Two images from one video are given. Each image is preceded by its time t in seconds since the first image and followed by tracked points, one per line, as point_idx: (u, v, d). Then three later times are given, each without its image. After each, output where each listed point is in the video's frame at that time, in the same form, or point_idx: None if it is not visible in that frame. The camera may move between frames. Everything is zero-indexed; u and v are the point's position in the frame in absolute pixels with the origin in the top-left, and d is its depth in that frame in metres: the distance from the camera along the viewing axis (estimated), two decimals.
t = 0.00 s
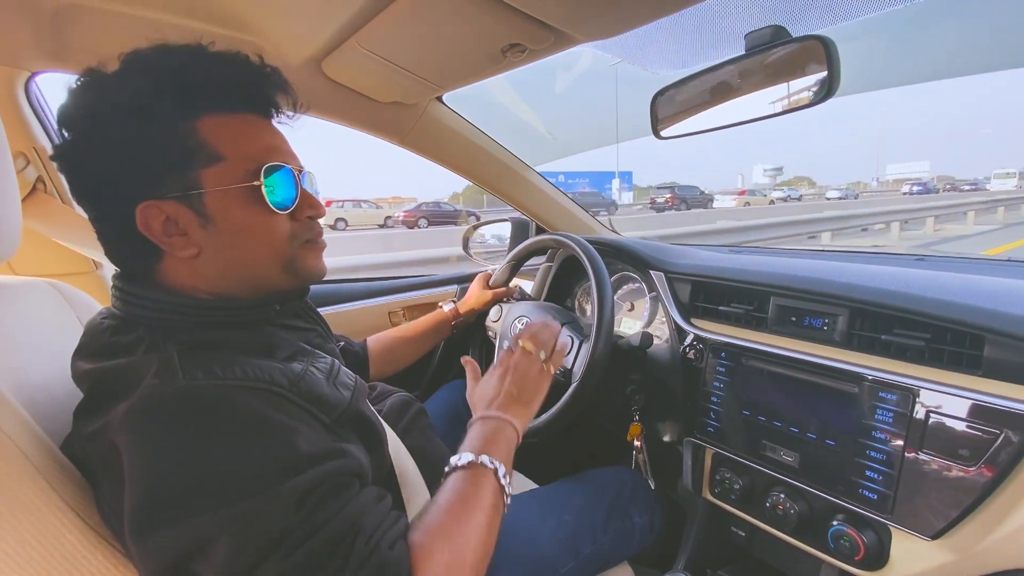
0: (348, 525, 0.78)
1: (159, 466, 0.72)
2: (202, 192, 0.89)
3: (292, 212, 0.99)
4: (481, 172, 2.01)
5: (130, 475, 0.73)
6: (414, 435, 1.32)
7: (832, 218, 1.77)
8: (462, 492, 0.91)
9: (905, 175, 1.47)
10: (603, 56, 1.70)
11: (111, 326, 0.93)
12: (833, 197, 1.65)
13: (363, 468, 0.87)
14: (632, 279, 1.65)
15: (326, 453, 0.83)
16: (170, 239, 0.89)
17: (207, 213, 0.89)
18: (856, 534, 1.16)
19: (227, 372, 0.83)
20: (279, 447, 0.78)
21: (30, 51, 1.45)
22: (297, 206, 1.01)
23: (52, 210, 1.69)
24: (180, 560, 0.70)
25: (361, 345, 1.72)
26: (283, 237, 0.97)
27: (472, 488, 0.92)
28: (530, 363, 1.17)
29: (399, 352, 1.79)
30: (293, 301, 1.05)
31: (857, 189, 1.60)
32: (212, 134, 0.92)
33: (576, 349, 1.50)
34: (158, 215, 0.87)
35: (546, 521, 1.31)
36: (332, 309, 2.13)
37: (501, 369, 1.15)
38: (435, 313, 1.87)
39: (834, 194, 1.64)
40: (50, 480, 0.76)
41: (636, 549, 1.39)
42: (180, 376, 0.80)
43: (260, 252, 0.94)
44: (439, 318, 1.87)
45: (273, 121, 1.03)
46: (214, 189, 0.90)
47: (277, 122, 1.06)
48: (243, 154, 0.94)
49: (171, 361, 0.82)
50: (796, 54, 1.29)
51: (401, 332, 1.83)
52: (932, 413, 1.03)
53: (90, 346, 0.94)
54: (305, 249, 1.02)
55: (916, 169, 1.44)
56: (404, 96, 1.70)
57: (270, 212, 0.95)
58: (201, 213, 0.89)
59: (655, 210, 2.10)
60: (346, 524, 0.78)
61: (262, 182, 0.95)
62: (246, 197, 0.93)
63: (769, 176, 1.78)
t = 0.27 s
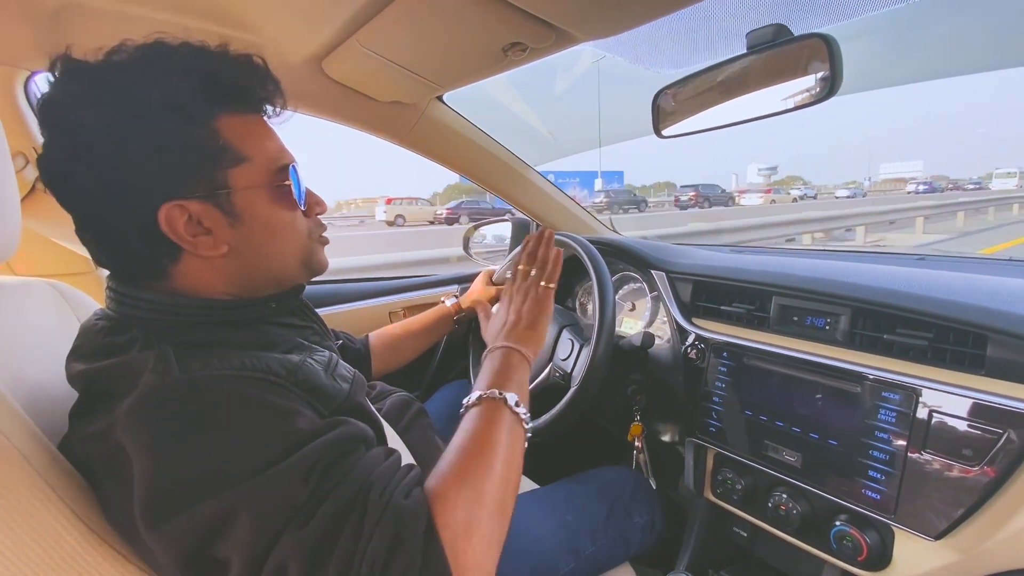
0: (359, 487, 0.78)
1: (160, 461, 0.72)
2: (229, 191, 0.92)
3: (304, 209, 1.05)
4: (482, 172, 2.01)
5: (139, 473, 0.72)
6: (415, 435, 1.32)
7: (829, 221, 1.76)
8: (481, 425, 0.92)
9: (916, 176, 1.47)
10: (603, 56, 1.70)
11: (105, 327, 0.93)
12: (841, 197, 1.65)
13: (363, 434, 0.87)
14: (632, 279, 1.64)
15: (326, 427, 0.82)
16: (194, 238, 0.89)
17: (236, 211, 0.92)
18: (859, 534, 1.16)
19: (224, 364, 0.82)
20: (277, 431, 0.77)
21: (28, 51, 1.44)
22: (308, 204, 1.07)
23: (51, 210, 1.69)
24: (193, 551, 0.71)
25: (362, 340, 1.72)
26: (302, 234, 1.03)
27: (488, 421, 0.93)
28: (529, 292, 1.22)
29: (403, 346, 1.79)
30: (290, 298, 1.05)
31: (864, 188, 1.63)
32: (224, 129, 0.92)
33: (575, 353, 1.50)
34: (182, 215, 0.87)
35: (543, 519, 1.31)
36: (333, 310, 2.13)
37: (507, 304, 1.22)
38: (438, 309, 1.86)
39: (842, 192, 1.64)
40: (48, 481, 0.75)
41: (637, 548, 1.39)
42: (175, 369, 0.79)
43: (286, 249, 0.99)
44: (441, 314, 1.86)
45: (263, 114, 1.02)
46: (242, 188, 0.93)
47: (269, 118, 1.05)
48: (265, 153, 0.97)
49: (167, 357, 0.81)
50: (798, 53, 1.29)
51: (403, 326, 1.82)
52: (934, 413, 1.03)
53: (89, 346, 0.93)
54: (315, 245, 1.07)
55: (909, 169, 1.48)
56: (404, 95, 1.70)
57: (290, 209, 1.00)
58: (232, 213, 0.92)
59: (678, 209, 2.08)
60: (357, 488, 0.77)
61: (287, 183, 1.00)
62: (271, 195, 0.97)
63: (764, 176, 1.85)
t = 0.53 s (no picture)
0: (366, 497, 0.78)
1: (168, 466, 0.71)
2: (230, 190, 0.91)
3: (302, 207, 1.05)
4: (485, 173, 2.01)
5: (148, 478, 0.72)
6: (416, 434, 1.32)
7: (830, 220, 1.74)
8: (481, 440, 0.93)
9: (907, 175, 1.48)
10: (605, 55, 1.69)
11: (112, 326, 0.92)
12: (848, 195, 1.64)
13: (369, 441, 0.87)
14: (634, 279, 1.64)
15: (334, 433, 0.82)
16: (195, 237, 0.90)
17: (238, 210, 0.92)
18: (861, 535, 1.16)
19: (232, 367, 0.82)
20: (289, 436, 0.77)
21: (29, 50, 1.44)
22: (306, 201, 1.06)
23: (52, 209, 1.68)
24: (206, 553, 0.70)
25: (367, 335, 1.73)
26: (301, 232, 1.03)
27: (490, 435, 0.94)
28: (534, 303, 1.25)
29: (407, 343, 1.80)
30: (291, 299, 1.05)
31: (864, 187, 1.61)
32: (224, 127, 0.92)
33: (575, 356, 1.51)
34: (184, 214, 0.88)
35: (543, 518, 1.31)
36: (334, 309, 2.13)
37: (513, 314, 1.24)
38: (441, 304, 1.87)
39: (847, 190, 1.63)
40: (51, 480, 0.75)
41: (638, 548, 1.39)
42: (183, 372, 0.79)
43: (286, 246, 0.99)
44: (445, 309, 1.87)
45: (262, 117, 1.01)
46: (242, 187, 0.93)
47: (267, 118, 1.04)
48: (264, 152, 0.97)
49: (174, 360, 0.81)
50: (801, 53, 1.28)
51: (406, 323, 1.82)
52: (937, 414, 1.03)
53: (91, 346, 0.93)
54: (314, 243, 1.08)
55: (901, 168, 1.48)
56: (406, 94, 1.70)
57: (288, 207, 1.00)
58: (231, 210, 0.92)
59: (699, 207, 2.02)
60: (364, 498, 0.78)
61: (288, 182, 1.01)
62: (271, 194, 0.97)
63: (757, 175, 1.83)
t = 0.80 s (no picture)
0: (361, 502, 0.78)
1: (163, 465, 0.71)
2: (157, 191, 0.88)
3: (249, 207, 0.95)
4: (484, 171, 2.01)
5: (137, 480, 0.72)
6: (415, 432, 1.32)
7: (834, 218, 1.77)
8: (487, 451, 0.93)
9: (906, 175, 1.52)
10: (605, 52, 1.69)
11: (114, 322, 0.92)
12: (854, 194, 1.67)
13: (365, 445, 0.88)
14: (634, 277, 1.64)
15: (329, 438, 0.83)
16: (138, 240, 0.89)
17: (167, 212, 0.89)
18: (861, 533, 1.15)
19: (228, 368, 0.82)
20: (284, 440, 0.78)
21: (29, 48, 1.44)
22: (257, 200, 0.96)
23: (52, 207, 1.68)
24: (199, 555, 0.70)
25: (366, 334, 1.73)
26: (241, 233, 0.93)
27: (496, 446, 0.94)
28: (558, 322, 1.23)
29: (406, 342, 1.80)
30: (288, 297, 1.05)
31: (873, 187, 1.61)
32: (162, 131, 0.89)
33: (575, 356, 1.52)
34: (127, 219, 0.88)
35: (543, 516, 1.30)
36: (334, 308, 2.13)
37: (533, 329, 1.23)
38: (439, 304, 1.87)
39: (854, 189, 1.66)
40: (48, 478, 0.75)
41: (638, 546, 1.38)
42: (179, 372, 0.78)
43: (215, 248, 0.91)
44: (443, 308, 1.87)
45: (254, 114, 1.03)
46: (169, 187, 0.89)
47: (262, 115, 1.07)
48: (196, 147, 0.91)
49: (171, 358, 0.80)
50: (803, 50, 1.28)
51: (405, 322, 1.83)
52: (938, 412, 1.02)
53: (88, 343, 0.93)
54: (274, 249, 0.99)
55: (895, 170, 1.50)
56: (405, 92, 1.69)
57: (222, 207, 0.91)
58: (160, 213, 0.89)
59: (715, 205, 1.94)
60: (360, 502, 0.78)
61: (223, 181, 0.92)
62: (199, 193, 0.90)
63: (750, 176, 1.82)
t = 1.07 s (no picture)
0: (356, 513, 0.77)
1: (160, 468, 0.71)
2: (146, 193, 0.90)
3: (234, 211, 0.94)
4: (484, 170, 2.01)
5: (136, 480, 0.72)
6: (416, 432, 1.32)
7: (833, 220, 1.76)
8: (477, 461, 0.93)
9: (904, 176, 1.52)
10: (606, 52, 1.69)
11: (119, 320, 0.92)
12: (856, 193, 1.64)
13: (363, 453, 0.86)
14: (634, 277, 1.64)
15: (327, 445, 0.82)
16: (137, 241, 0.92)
17: (158, 213, 0.90)
18: (862, 534, 1.15)
19: (226, 372, 0.82)
20: (280, 446, 0.77)
21: (31, 49, 1.44)
22: (241, 204, 0.95)
23: (54, 208, 1.69)
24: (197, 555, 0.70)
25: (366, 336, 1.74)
26: (222, 238, 0.92)
27: (486, 457, 0.94)
28: (546, 333, 1.22)
29: (406, 342, 1.80)
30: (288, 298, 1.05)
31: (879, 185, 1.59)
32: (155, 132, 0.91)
33: (576, 355, 1.50)
34: (128, 220, 0.91)
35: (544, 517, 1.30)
36: (336, 308, 2.13)
37: (522, 339, 1.22)
38: (437, 306, 1.88)
39: (859, 189, 1.61)
40: (49, 478, 0.75)
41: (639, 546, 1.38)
42: (178, 376, 0.79)
43: (198, 254, 0.91)
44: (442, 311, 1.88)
45: (254, 118, 1.04)
46: (156, 190, 0.90)
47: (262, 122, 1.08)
48: (180, 150, 0.91)
49: (170, 361, 0.81)
50: (804, 49, 1.28)
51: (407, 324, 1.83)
52: (939, 412, 1.02)
53: (90, 344, 0.93)
54: (263, 254, 0.97)
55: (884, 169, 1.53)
56: (406, 92, 1.69)
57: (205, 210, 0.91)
58: (152, 216, 0.90)
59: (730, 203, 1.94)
60: (355, 512, 0.77)
61: (214, 182, 0.92)
62: (181, 197, 0.90)
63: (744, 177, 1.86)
